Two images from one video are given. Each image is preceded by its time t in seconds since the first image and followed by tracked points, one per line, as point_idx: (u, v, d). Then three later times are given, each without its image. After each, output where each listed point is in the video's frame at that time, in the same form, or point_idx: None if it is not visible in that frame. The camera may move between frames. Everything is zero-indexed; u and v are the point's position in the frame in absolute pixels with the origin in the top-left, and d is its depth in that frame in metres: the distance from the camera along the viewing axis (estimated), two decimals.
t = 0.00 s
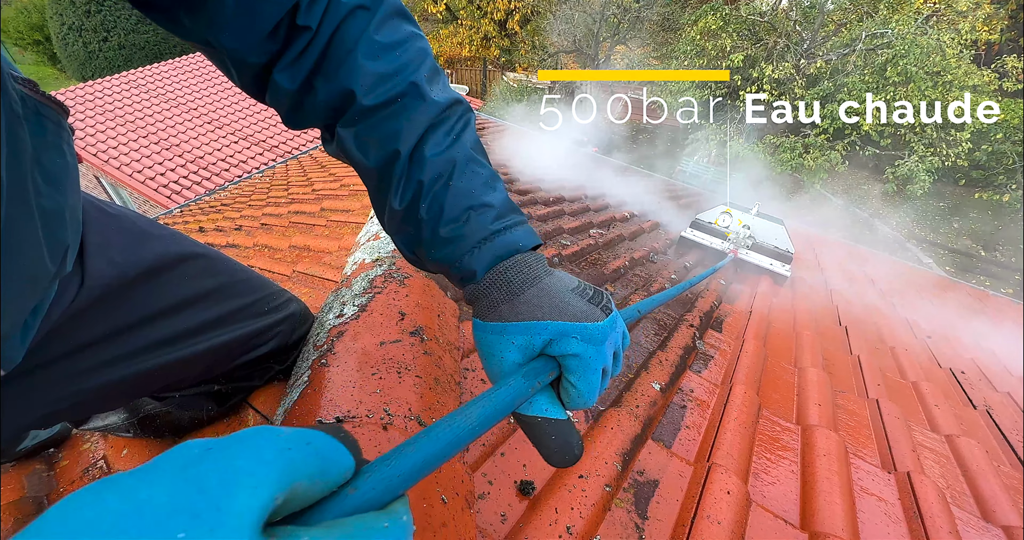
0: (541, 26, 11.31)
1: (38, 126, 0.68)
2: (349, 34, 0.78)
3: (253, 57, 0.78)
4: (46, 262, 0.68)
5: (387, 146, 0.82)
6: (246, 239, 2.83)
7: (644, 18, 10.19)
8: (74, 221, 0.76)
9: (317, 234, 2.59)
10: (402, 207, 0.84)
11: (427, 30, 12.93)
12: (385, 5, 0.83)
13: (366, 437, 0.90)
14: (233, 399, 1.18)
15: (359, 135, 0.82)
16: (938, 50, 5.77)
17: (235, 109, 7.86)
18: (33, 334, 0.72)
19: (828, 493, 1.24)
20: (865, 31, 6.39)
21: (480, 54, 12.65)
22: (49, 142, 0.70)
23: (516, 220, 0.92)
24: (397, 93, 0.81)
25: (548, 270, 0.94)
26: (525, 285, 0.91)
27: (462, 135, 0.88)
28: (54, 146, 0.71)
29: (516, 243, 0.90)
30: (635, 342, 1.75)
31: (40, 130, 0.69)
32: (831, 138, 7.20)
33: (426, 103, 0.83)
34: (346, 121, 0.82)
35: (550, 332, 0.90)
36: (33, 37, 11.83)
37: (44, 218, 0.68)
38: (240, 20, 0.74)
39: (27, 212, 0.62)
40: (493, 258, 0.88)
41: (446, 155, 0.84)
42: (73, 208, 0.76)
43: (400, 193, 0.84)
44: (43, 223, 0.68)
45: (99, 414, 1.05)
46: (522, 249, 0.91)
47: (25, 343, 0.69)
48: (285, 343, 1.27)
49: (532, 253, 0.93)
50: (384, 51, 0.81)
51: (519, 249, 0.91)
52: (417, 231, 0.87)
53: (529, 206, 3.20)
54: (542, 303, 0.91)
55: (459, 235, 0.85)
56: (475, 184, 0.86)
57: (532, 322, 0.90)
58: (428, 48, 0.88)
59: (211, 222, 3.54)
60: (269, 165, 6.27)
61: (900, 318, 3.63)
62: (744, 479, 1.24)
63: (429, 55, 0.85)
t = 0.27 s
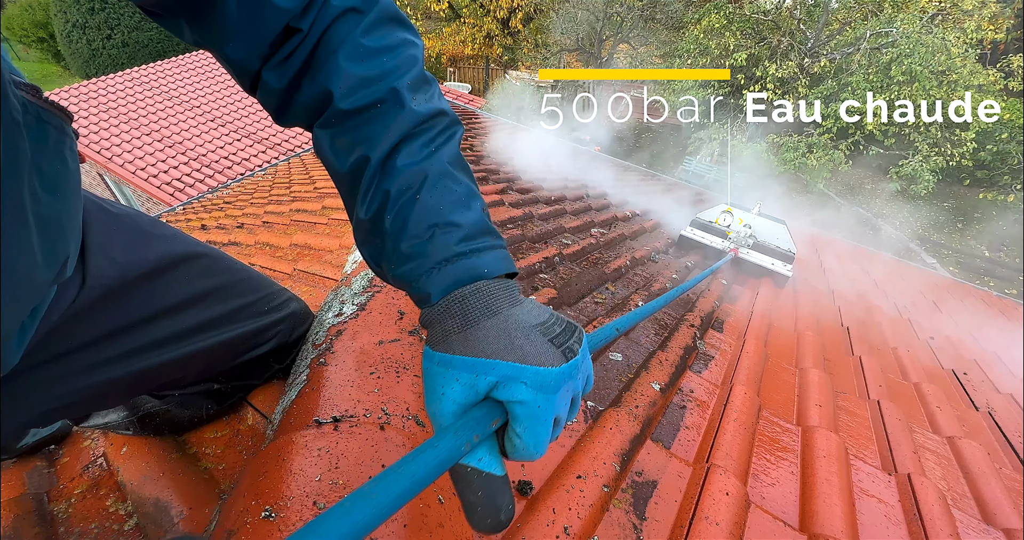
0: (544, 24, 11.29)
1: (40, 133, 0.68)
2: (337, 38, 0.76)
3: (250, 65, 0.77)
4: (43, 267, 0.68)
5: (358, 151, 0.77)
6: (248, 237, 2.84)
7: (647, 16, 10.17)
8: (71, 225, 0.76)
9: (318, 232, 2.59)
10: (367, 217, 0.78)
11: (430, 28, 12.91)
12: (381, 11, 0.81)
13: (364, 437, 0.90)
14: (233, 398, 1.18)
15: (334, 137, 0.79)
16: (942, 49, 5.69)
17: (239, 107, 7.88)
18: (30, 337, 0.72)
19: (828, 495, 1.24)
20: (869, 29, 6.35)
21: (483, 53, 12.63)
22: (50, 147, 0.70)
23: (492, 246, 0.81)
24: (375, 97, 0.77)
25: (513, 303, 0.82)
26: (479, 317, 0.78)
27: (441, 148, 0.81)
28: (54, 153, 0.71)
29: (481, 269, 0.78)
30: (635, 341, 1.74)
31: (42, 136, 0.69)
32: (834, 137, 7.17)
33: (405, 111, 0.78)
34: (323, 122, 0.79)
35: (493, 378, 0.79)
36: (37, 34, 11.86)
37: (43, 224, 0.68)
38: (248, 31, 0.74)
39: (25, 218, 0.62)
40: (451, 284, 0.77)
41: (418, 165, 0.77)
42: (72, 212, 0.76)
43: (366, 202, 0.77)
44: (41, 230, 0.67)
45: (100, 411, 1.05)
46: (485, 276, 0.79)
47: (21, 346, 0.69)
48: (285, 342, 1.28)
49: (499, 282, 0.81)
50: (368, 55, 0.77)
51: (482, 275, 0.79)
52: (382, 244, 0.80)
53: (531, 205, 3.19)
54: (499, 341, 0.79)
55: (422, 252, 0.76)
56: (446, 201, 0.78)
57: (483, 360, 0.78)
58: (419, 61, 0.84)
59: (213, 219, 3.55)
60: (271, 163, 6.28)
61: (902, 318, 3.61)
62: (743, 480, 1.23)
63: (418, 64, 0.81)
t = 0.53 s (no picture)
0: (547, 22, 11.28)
1: (37, 145, 0.69)
2: (309, 67, 0.59)
3: (223, 100, 0.64)
4: (39, 274, 0.68)
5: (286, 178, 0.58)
6: (252, 234, 2.85)
7: (650, 15, 10.14)
8: (68, 231, 0.76)
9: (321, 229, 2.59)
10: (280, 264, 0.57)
11: (433, 26, 12.91)
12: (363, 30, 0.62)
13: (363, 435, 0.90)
14: (233, 397, 1.19)
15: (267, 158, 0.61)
16: (947, 49, 5.59)
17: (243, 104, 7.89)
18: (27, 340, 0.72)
19: (828, 495, 1.23)
20: (874, 28, 6.39)
21: (485, 50, 12.62)
22: (46, 158, 0.70)
23: (438, 336, 0.52)
24: (332, 130, 0.57)
25: (437, 399, 0.54)
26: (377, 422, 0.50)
27: (395, 197, 0.56)
28: (51, 165, 0.71)
29: (404, 355, 0.50)
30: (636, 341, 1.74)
31: (39, 149, 0.69)
32: (838, 137, 7.14)
33: (361, 149, 0.56)
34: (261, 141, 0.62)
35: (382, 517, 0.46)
36: (41, 32, 11.89)
37: (38, 234, 0.68)
38: (224, 63, 0.59)
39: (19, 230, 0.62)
40: (358, 364, 0.50)
41: (352, 205, 0.54)
42: (70, 218, 0.76)
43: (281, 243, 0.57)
44: (37, 239, 0.67)
45: (104, 410, 1.09)
46: (404, 361, 0.50)
47: (19, 348, 0.69)
48: (286, 341, 1.28)
49: (425, 368, 0.52)
50: (323, 64, 0.59)
51: (398, 360, 0.50)
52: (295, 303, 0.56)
53: (533, 203, 3.19)
54: (409, 456, 0.50)
55: (330, 325, 0.51)
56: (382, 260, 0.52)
57: (375, 497, 0.46)
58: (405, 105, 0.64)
59: (217, 216, 3.57)
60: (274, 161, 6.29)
61: (904, 319, 3.59)
62: (743, 480, 1.23)
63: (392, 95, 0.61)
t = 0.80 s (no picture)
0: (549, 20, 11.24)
1: (29, 150, 0.68)
2: (272, 99, 0.60)
3: (185, 128, 0.65)
4: (25, 279, 0.67)
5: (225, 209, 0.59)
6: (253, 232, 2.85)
7: (653, 13, 10.10)
8: (60, 234, 0.75)
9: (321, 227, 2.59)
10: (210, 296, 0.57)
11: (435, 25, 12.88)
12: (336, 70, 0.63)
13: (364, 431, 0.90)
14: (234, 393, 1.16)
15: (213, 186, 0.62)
16: (951, 48, 5.56)
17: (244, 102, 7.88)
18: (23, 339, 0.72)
19: (829, 493, 1.23)
20: (878, 27, 6.31)
21: (487, 49, 12.59)
22: (38, 165, 0.69)
23: (359, 390, 0.51)
24: (283, 163, 0.58)
25: (345, 488, 0.50)
26: (258, 514, 0.48)
27: (335, 239, 0.56)
28: (44, 169, 0.70)
29: (308, 420, 0.48)
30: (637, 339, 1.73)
31: (31, 154, 0.68)
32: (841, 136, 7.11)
33: (310, 184, 0.57)
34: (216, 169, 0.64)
35: None
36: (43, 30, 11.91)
37: (30, 239, 0.67)
38: (196, 85, 0.60)
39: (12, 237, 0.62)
40: (258, 429, 0.48)
41: (289, 243, 0.55)
42: (66, 217, 0.76)
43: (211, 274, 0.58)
44: (27, 244, 0.67)
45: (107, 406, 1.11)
46: (312, 433, 0.49)
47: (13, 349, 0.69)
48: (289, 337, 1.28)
49: (334, 453, 0.50)
50: (283, 103, 0.60)
51: (305, 430, 0.48)
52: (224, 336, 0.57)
53: (534, 202, 3.18)
54: None
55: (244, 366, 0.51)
56: (305, 306, 0.52)
57: None
58: (370, 142, 0.63)
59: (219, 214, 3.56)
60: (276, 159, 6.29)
61: (906, 319, 3.58)
62: (744, 478, 1.23)
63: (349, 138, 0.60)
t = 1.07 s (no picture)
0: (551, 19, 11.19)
1: (32, 136, 0.68)
2: (224, 102, 0.58)
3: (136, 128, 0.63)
4: (34, 263, 0.68)
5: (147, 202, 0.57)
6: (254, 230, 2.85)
7: (655, 11, 10.05)
8: (64, 222, 0.76)
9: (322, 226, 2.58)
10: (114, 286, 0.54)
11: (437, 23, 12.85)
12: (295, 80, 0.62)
13: (364, 428, 0.90)
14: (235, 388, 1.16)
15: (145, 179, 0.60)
16: (954, 48, 5.52)
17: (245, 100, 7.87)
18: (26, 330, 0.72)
19: (830, 493, 1.23)
20: (881, 26, 6.27)
21: (489, 47, 12.55)
22: (42, 150, 0.70)
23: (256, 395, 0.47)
24: (221, 161, 0.56)
25: (202, 505, 0.45)
26: (80, 526, 0.42)
27: (258, 241, 0.54)
28: (47, 155, 0.70)
29: (182, 424, 0.44)
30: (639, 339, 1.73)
31: (34, 140, 0.68)
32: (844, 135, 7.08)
33: (238, 185, 0.55)
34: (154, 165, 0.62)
35: None
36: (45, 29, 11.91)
37: (37, 224, 0.67)
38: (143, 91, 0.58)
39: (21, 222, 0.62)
40: (120, 432, 0.44)
41: (205, 239, 0.52)
42: (67, 208, 0.76)
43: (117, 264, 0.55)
44: (35, 229, 0.67)
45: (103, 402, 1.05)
46: (180, 442, 0.44)
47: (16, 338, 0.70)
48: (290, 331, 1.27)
49: (206, 462, 0.45)
50: (229, 107, 0.58)
51: (176, 434, 0.44)
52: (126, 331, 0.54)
53: (535, 201, 3.17)
54: None
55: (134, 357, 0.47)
56: (207, 303, 0.49)
57: None
58: (321, 152, 0.61)
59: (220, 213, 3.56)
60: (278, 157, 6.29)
61: (908, 319, 3.57)
62: (745, 477, 1.23)
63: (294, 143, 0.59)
